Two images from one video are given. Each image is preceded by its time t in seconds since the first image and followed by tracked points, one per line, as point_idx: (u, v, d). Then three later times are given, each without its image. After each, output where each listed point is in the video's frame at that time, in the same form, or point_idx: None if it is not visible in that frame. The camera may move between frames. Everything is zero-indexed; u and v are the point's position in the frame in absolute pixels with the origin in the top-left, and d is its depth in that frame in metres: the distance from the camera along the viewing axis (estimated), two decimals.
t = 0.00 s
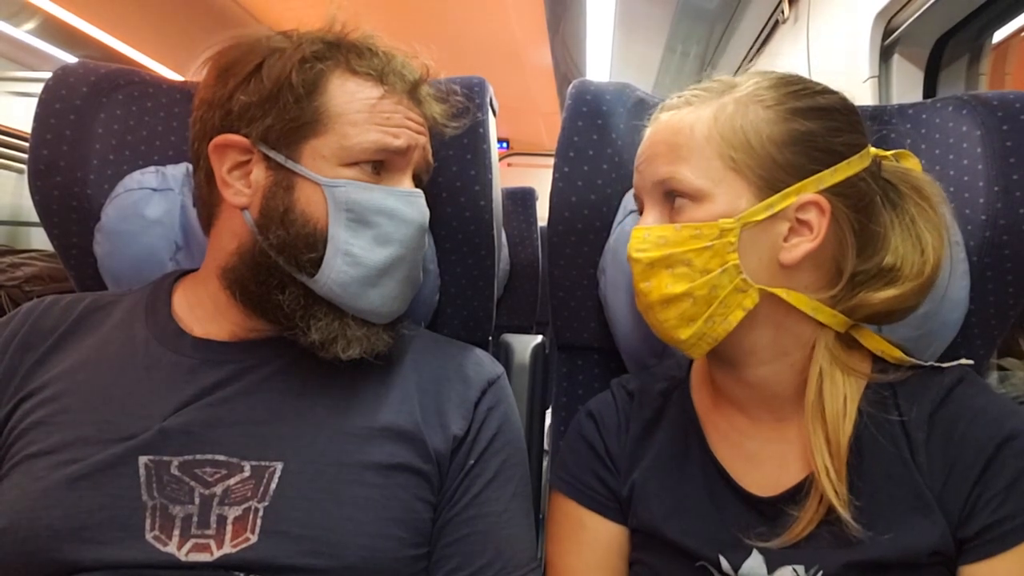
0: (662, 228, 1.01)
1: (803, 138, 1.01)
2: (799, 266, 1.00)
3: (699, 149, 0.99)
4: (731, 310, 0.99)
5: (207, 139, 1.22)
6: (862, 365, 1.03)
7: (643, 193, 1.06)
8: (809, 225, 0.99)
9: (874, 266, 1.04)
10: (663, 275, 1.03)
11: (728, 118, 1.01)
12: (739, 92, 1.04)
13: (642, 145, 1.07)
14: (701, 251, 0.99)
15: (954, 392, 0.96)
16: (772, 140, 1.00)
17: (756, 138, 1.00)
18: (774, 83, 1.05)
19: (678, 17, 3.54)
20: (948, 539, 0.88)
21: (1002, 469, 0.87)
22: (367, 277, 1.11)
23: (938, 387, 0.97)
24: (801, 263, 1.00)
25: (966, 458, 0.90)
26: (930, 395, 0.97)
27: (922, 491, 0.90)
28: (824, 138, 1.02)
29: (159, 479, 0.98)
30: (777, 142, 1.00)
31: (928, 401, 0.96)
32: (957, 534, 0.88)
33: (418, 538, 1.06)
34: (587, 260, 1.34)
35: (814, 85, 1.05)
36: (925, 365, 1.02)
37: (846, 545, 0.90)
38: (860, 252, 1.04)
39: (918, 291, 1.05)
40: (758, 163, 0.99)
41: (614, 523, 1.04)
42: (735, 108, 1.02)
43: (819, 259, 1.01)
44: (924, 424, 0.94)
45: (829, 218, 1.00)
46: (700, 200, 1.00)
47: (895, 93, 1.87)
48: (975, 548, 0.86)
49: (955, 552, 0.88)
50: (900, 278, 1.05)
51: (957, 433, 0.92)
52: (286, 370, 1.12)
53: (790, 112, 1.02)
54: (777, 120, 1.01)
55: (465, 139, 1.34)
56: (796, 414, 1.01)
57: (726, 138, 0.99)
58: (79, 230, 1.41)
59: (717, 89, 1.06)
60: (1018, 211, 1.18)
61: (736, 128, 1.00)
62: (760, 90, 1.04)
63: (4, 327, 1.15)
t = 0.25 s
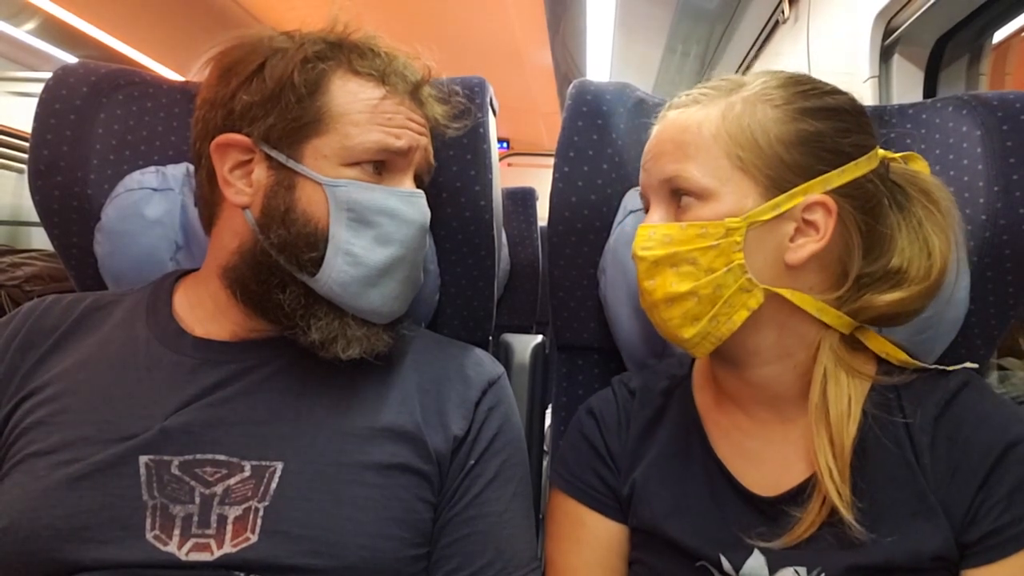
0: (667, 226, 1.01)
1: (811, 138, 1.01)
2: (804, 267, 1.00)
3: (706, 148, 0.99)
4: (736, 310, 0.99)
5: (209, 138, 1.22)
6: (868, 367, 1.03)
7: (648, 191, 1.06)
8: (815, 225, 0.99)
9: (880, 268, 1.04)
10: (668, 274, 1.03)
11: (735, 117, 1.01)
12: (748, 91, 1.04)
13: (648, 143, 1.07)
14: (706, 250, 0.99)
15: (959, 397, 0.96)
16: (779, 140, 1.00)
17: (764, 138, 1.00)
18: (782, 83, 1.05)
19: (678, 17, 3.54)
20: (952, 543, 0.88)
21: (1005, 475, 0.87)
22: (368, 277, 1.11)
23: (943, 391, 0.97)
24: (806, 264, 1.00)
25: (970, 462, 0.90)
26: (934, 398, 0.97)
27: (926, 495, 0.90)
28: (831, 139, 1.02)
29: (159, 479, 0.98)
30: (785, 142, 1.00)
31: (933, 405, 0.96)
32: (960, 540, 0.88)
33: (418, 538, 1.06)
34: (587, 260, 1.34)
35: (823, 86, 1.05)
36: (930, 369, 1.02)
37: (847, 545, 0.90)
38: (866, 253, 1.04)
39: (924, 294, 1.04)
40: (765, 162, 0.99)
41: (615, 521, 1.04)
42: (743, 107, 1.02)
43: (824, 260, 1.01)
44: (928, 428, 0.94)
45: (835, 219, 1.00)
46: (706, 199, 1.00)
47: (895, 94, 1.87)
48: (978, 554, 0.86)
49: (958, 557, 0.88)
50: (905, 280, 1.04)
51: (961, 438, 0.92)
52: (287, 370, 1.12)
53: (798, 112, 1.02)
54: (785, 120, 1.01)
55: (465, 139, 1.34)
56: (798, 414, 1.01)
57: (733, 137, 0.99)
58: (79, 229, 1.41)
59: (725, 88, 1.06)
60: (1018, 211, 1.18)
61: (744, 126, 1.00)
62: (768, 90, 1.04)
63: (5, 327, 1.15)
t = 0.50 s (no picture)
0: (672, 225, 1.02)
1: (817, 138, 1.01)
2: (809, 267, 1.00)
3: (712, 146, 0.99)
4: (740, 310, 0.99)
5: (211, 139, 1.22)
6: (872, 367, 1.02)
7: (654, 190, 1.06)
8: (821, 225, 0.99)
9: (885, 268, 1.04)
10: (672, 272, 1.03)
11: (742, 116, 1.01)
12: (754, 89, 1.04)
13: (653, 142, 1.07)
14: (711, 249, 0.99)
15: (963, 398, 0.96)
16: (786, 139, 1.00)
17: (770, 137, 1.00)
18: (789, 82, 1.05)
19: (678, 17, 3.55)
20: (955, 545, 0.88)
21: (1009, 477, 0.88)
22: (370, 278, 1.11)
23: (947, 392, 0.97)
24: (811, 264, 1.00)
25: (973, 464, 0.90)
26: (938, 400, 0.97)
27: (930, 497, 0.90)
28: (838, 138, 1.02)
29: (161, 479, 0.98)
30: (791, 141, 1.00)
31: (937, 406, 0.96)
32: (964, 541, 0.89)
33: (420, 539, 1.06)
34: (588, 261, 1.34)
35: (829, 85, 1.05)
36: (934, 370, 1.02)
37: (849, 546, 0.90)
38: (871, 254, 1.04)
39: (929, 295, 1.04)
40: (771, 161, 0.99)
41: (617, 520, 1.04)
42: (750, 105, 1.02)
43: (830, 260, 1.01)
44: (933, 429, 0.94)
45: (841, 219, 1.00)
46: (712, 198, 1.00)
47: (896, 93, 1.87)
48: (982, 556, 0.86)
49: (961, 558, 0.88)
50: (910, 281, 1.04)
51: (965, 440, 0.92)
52: (288, 371, 1.12)
53: (805, 111, 1.02)
54: (791, 119, 1.01)
55: (465, 139, 1.34)
56: (801, 415, 1.01)
57: (739, 136, 0.99)
58: (80, 230, 1.41)
59: (732, 86, 1.06)
60: (1018, 211, 1.18)
61: (750, 125, 1.00)
62: (775, 89, 1.04)
63: (6, 327, 1.15)
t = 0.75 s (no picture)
0: (677, 221, 1.02)
1: (824, 136, 1.01)
2: (814, 265, 1.00)
3: (719, 142, 0.99)
4: (743, 306, 0.99)
5: (213, 140, 1.22)
6: (875, 366, 1.03)
7: (659, 185, 1.06)
8: (827, 223, 0.99)
9: (890, 267, 1.04)
10: (676, 268, 1.03)
11: (750, 113, 1.01)
12: (763, 86, 1.04)
13: (660, 137, 1.07)
14: (716, 246, 0.99)
15: (967, 397, 0.96)
16: (793, 137, 1.00)
17: (778, 134, 1.00)
18: (797, 80, 1.05)
19: (677, 17, 3.55)
20: (958, 544, 0.88)
21: (1012, 477, 0.87)
22: (373, 279, 1.11)
23: (951, 391, 0.97)
24: (816, 262, 1.00)
25: (977, 463, 0.90)
26: (942, 398, 0.97)
27: (933, 495, 0.90)
28: (845, 137, 1.02)
29: (163, 480, 0.98)
30: (798, 139, 1.00)
31: (941, 405, 0.96)
32: (967, 540, 0.88)
33: (423, 540, 1.06)
34: (589, 261, 1.34)
35: (838, 84, 1.05)
36: (937, 369, 1.02)
37: (852, 544, 0.90)
38: (876, 253, 1.04)
39: (932, 294, 1.04)
40: (778, 158, 0.99)
41: (619, 519, 1.04)
42: (758, 102, 1.02)
43: (835, 258, 1.01)
44: (936, 428, 0.94)
45: (847, 218, 1.00)
46: (718, 194, 1.00)
47: (896, 93, 1.87)
48: (985, 554, 0.86)
49: (964, 556, 0.88)
50: (915, 280, 1.04)
51: (969, 439, 0.92)
52: (290, 371, 1.12)
53: (812, 109, 1.02)
54: (799, 117, 1.01)
55: (465, 139, 1.34)
56: (804, 412, 1.01)
57: (746, 133, 0.99)
58: (80, 231, 1.41)
59: (740, 82, 1.06)
60: (1019, 210, 1.18)
61: (758, 122, 1.00)
62: (783, 86, 1.04)
63: (8, 327, 1.15)
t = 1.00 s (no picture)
0: (668, 229, 1.01)
1: (814, 141, 1.01)
2: (805, 271, 1.00)
3: (709, 150, 0.99)
4: (736, 314, 0.99)
5: (212, 140, 1.22)
6: (871, 366, 1.03)
7: (651, 191, 1.06)
8: (817, 229, 0.99)
9: (882, 270, 1.04)
10: (668, 277, 1.03)
11: (739, 120, 1.01)
12: (753, 91, 1.04)
13: (650, 143, 1.07)
14: (707, 254, 0.99)
15: (964, 394, 0.96)
16: (783, 143, 1.00)
17: (768, 140, 1.00)
18: (787, 84, 1.04)
19: (677, 16, 3.54)
20: (955, 540, 0.88)
21: (1009, 472, 0.87)
22: (372, 278, 1.11)
23: (948, 389, 0.97)
24: (807, 269, 1.00)
25: (973, 459, 0.90)
26: (939, 395, 0.97)
27: (931, 492, 0.90)
28: (835, 142, 1.02)
29: (164, 479, 0.98)
30: (788, 145, 1.00)
31: (937, 402, 0.96)
32: (964, 536, 0.88)
33: (423, 539, 1.06)
34: (589, 260, 1.34)
35: (827, 87, 1.05)
36: (935, 366, 1.02)
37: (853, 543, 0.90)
38: (867, 256, 1.04)
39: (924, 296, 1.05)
40: (768, 166, 0.99)
41: (619, 518, 1.04)
42: (748, 108, 1.02)
43: (826, 264, 1.02)
44: (932, 424, 0.94)
45: (838, 224, 1.00)
46: (708, 202, 1.00)
47: (896, 92, 1.87)
48: (981, 549, 0.86)
49: (961, 552, 0.88)
50: (909, 281, 1.04)
51: (965, 435, 0.92)
52: (290, 372, 1.11)
53: (802, 114, 1.02)
54: (789, 123, 1.01)
55: (465, 139, 1.34)
56: (802, 411, 1.01)
57: (735, 140, 0.99)
58: (81, 232, 1.41)
59: (730, 87, 1.05)
60: (1019, 208, 1.18)
61: (748, 129, 1.00)
62: (773, 91, 1.04)
63: (8, 327, 1.15)
